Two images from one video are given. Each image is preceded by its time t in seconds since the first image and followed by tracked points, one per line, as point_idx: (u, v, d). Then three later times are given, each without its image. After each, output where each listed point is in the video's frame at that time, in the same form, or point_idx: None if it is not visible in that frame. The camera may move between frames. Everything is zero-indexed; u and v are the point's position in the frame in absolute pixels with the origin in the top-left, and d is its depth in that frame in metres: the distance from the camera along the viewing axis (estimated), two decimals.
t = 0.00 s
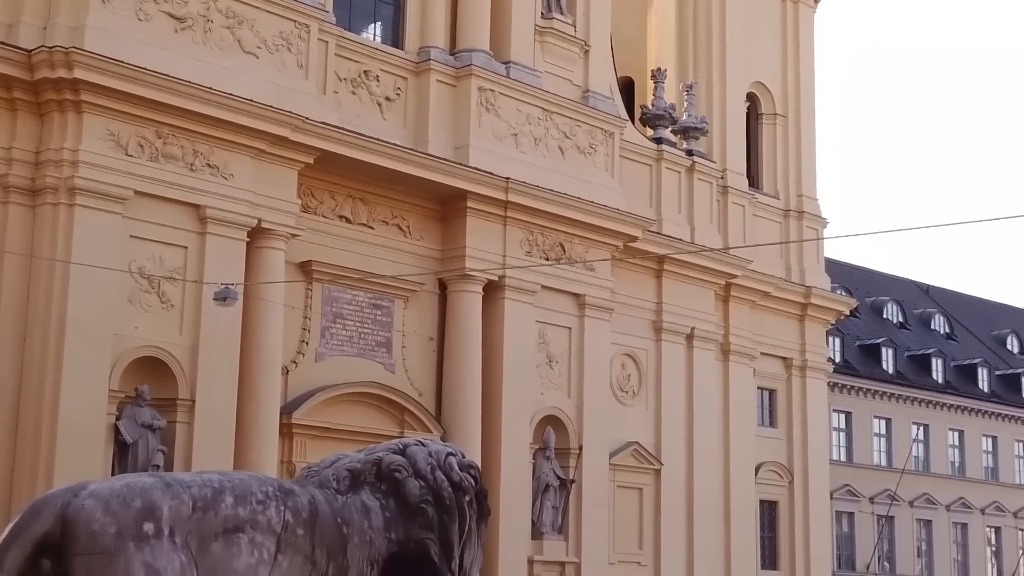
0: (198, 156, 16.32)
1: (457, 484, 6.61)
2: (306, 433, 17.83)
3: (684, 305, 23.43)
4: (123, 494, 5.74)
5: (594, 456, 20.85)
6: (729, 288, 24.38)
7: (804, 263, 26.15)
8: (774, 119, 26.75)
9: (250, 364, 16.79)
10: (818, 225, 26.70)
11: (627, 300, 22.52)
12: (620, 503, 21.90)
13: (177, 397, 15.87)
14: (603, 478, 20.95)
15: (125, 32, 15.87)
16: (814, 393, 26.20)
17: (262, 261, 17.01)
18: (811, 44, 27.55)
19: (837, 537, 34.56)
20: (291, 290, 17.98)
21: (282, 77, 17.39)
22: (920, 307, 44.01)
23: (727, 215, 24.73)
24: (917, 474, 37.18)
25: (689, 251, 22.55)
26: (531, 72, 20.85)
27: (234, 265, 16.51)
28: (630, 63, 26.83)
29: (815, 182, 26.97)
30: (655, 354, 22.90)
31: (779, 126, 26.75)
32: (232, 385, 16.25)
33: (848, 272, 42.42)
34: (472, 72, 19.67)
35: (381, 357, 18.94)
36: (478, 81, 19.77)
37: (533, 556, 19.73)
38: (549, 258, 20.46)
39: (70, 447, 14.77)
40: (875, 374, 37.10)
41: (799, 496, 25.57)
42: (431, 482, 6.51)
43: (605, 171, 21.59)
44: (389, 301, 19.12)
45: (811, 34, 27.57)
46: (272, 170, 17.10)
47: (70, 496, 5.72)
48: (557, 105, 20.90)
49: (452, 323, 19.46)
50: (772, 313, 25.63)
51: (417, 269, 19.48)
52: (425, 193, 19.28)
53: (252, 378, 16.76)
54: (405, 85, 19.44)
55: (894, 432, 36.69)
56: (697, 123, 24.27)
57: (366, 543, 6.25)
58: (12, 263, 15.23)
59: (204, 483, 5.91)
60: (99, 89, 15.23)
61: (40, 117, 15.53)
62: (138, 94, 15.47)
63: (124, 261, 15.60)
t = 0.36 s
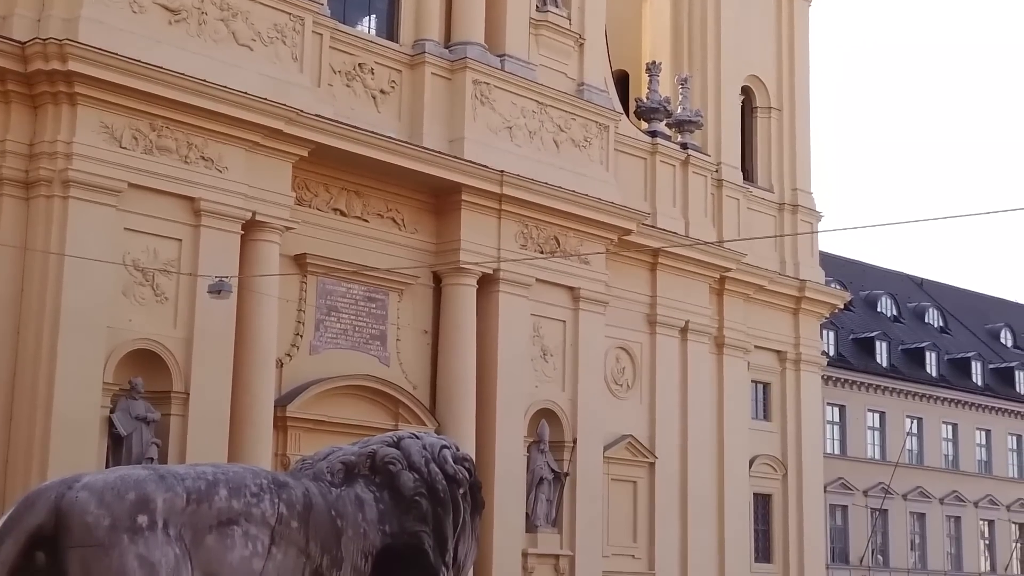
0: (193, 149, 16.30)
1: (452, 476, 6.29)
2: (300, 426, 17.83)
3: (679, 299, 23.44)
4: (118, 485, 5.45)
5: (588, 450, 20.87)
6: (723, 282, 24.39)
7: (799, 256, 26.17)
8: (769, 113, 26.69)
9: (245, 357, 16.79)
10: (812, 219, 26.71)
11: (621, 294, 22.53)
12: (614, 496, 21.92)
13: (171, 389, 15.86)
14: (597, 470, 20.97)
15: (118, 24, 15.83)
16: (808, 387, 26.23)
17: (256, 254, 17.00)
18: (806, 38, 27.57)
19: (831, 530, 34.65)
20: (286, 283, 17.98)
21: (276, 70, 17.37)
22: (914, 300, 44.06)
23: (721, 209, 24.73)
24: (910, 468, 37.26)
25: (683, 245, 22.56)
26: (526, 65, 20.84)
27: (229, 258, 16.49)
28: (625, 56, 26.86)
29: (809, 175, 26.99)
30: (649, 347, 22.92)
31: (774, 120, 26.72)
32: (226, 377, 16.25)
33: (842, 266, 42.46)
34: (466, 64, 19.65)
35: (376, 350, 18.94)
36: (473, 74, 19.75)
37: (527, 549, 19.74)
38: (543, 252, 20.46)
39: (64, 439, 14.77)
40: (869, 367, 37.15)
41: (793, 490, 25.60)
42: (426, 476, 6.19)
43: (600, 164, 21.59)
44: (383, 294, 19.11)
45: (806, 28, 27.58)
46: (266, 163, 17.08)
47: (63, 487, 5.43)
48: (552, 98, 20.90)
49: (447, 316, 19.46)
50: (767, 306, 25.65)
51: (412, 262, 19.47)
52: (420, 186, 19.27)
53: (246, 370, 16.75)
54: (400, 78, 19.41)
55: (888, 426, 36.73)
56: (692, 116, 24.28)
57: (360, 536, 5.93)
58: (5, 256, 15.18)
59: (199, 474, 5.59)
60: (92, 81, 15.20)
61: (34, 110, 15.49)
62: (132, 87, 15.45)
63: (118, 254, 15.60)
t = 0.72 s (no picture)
0: (187, 142, 16.29)
1: (447, 470, 5.76)
2: (295, 419, 17.82)
3: (673, 292, 23.45)
4: (112, 477, 5.06)
5: (583, 443, 20.88)
6: (718, 275, 24.40)
7: (793, 250, 26.18)
8: (763, 106, 26.73)
9: (239, 350, 16.77)
10: (807, 212, 26.69)
11: (616, 287, 22.54)
12: (608, 489, 21.94)
13: (166, 382, 15.86)
14: (591, 463, 20.98)
15: (113, 17, 15.80)
16: (802, 380, 26.26)
17: (251, 247, 16.98)
18: (801, 32, 27.58)
19: (825, 523, 34.72)
20: (281, 276, 17.97)
21: (271, 62, 17.35)
22: (908, 294, 44.11)
23: (716, 202, 24.73)
24: (905, 461, 37.30)
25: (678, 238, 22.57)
26: (521, 58, 20.83)
27: (223, 251, 16.49)
28: (620, 50, 26.87)
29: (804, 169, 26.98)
30: (644, 341, 22.93)
31: (769, 113, 26.73)
32: (221, 371, 16.24)
33: (836, 259, 42.48)
34: (461, 58, 19.63)
35: (370, 343, 18.93)
36: (467, 67, 19.74)
37: (522, 542, 19.76)
38: (538, 245, 20.46)
39: (58, 432, 14.76)
40: (863, 361, 37.19)
41: (787, 482, 25.63)
42: (420, 469, 5.66)
43: (594, 157, 21.58)
44: (378, 287, 19.10)
45: (800, 21, 27.58)
46: (261, 156, 17.07)
47: (58, 480, 5.05)
48: (546, 91, 20.88)
49: (441, 309, 19.46)
50: (761, 300, 25.67)
51: (407, 256, 19.46)
52: (415, 179, 19.26)
53: (241, 364, 16.75)
54: (394, 71, 19.40)
55: (882, 419, 36.77)
56: (687, 110, 24.28)
57: (355, 529, 5.43)
58: None
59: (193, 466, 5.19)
60: (87, 73, 15.18)
61: (27, 102, 15.45)
62: (126, 79, 15.43)
63: (112, 246, 15.58)
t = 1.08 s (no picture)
0: (182, 135, 16.27)
1: (443, 464, 5.60)
2: (290, 413, 17.83)
3: (668, 286, 23.47)
4: (106, 470, 4.99)
5: (578, 437, 20.90)
6: (713, 269, 24.41)
7: (788, 244, 26.20)
8: (759, 100, 26.67)
9: (234, 344, 16.77)
10: (802, 206, 26.69)
11: (611, 281, 22.55)
12: (603, 483, 21.95)
13: (161, 375, 15.85)
14: (586, 457, 20.99)
15: (108, 10, 15.78)
16: (796, 374, 26.28)
17: (246, 241, 16.98)
18: (796, 26, 27.58)
19: (820, 517, 34.76)
20: (275, 270, 17.97)
21: (266, 56, 17.34)
22: (903, 288, 44.15)
23: (711, 196, 24.72)
24: (899, 455, 37.34)
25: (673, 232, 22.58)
26: (516, 51, 20.82)
27: (219, 245, 16.48)
28: (615, 43, 26.87)
29: (799, 163, 26.99)
30: (639, 334, 22.94)
31: (764, 107, 26.73)
32: (216, 364, 16.24)
33: (831, 253, 42.51)
34: (457, 51, 19.62)
35: (365, 337, 18.94)
36: (463, 60, 19.73)
37: (517, 535, 19.76)
38: (533, 239, 20.46)
39: (53, 425, 14.75)
40: (858, 355, 37.21)
41: (781, 476, 25.66)
42: (416, 463, 5.52)
43: (590, 151, 21.58)
44: (373, 281, 19.09)
45: (796, 16, 27.57)
46: (257, 150, 17.06)
47: (52, 474, 4.98)
48: (542, 85, 20.87)
49: (437, 303, 19.45)
50: (756, 294, 25.69)
51: (402, 249, 19.46)
52: (410, 172, 19.25)
53: (236, 357, 16.74)
54: (390, 65, 19.39)
55: (876, 413, 36.83)
56: (682, 104, 24.28)
57: (349, 523, 5.34)
58: None
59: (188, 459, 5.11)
60: (81, 66, 15.16)
61: (22, 95, 15.42)
62: (121, 72, 15.41)
63: (107, 240, 15.57)
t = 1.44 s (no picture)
0: (177, 128, 16.26)
1: (436, 456, 5.74)
2: (284, 406, 17.84)
3: (663, 279, 23.48)
4: (100, 463, 5.10)
5: (572, 430, 20.92)
6: (708, 263, 24.43)
7: (783, 237, 26.22)
8: (753, 94, 26.72)
9: (229, 338, 16.76)
10: (796, 199, 26.71)
11: (606, 274, 22.56)
12: (598, 476, 21.96)
13: (155, 368, 15.85)
14: (580, 450, 21.02)
15: (102, 2, 15.74)
16: (791, 367, 26.30)
17: (241, 234, 16.96)
18: (790, 19, 27.58)
19: (814, 510, 34.82)
20: (271, 262, 17.95)
21: (260, 49, 17.33)
22: (897, 282, 44.19)
23: (706, 189, 24.73)
24: (894, 448, 37.38)
25: (668, 225, 22.59)
26: (511, 44, 20.81)
27: (214, 238, 16.47)
28: (609, 36, 26.88)
29: (794, 156, 26.98)
30: (634, 328, 22.96)
31: (759, 100, 26.74)
32: (211, 357, 16.23)
33: (826, 247, 42.52)
34: (452, 44, 19.60)
35: (360, 330, 18.94)
36: (458, 53, 19.72)
37: (511, 529, 19.81)
38: (528, 232, 20.46)
39: (48, 418, 14.74)
40: (853, 348, 37.24)
41: (775, 470, 25.68)
42: (410, 454, 5.65)
43: (585, 145, 21.58)
44: (368, 274, 19.09)
45: (791, 9, 27.57)
46: (252, 143, 17.04)
47: (46, 467, 5.08)
48: (537, 78, 20.86)
49: (432, 296, 19.45)
50: (751, 287, 25.70)
51: (397, 242, 19.45)
52: (405, 165, 19.23)
53: (231, 350, 16.74)
54: (385, 58, 19.35)
55: (871, 407, 36.87)
56: (678, 97, 24.27)
57: (344, 514, 5.46)
58: None
59: (182, 453, 5.25)
60: (76, 59, 15.13)
61: (16, 88, 15.39)
62: (116, 64, 15.38)
63: (102, 233, 15.56)
